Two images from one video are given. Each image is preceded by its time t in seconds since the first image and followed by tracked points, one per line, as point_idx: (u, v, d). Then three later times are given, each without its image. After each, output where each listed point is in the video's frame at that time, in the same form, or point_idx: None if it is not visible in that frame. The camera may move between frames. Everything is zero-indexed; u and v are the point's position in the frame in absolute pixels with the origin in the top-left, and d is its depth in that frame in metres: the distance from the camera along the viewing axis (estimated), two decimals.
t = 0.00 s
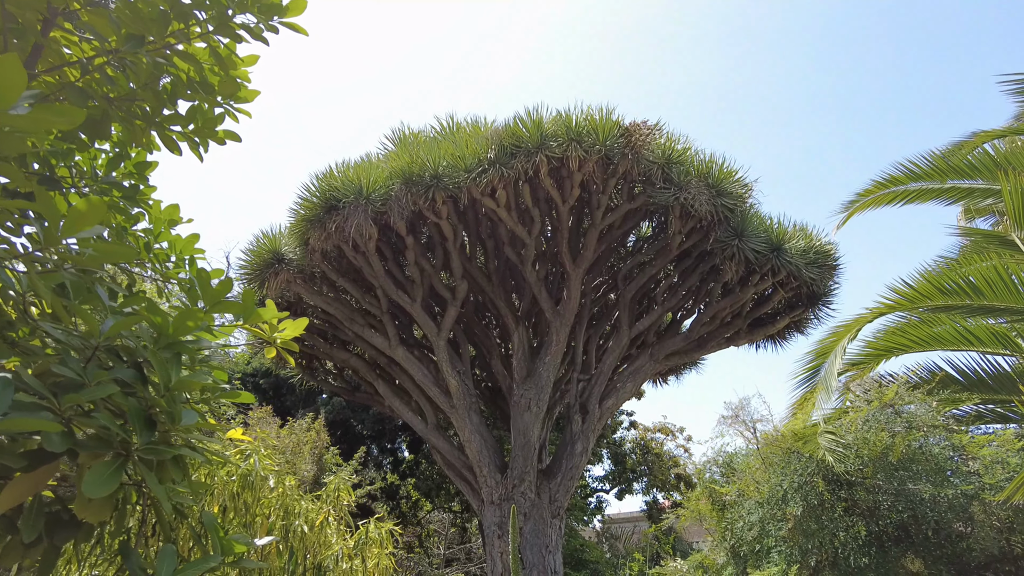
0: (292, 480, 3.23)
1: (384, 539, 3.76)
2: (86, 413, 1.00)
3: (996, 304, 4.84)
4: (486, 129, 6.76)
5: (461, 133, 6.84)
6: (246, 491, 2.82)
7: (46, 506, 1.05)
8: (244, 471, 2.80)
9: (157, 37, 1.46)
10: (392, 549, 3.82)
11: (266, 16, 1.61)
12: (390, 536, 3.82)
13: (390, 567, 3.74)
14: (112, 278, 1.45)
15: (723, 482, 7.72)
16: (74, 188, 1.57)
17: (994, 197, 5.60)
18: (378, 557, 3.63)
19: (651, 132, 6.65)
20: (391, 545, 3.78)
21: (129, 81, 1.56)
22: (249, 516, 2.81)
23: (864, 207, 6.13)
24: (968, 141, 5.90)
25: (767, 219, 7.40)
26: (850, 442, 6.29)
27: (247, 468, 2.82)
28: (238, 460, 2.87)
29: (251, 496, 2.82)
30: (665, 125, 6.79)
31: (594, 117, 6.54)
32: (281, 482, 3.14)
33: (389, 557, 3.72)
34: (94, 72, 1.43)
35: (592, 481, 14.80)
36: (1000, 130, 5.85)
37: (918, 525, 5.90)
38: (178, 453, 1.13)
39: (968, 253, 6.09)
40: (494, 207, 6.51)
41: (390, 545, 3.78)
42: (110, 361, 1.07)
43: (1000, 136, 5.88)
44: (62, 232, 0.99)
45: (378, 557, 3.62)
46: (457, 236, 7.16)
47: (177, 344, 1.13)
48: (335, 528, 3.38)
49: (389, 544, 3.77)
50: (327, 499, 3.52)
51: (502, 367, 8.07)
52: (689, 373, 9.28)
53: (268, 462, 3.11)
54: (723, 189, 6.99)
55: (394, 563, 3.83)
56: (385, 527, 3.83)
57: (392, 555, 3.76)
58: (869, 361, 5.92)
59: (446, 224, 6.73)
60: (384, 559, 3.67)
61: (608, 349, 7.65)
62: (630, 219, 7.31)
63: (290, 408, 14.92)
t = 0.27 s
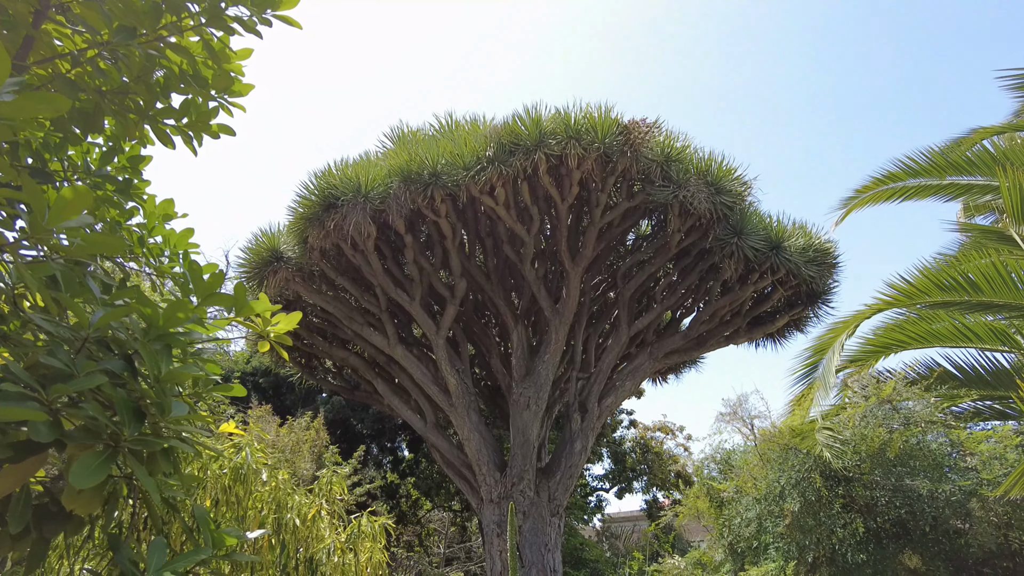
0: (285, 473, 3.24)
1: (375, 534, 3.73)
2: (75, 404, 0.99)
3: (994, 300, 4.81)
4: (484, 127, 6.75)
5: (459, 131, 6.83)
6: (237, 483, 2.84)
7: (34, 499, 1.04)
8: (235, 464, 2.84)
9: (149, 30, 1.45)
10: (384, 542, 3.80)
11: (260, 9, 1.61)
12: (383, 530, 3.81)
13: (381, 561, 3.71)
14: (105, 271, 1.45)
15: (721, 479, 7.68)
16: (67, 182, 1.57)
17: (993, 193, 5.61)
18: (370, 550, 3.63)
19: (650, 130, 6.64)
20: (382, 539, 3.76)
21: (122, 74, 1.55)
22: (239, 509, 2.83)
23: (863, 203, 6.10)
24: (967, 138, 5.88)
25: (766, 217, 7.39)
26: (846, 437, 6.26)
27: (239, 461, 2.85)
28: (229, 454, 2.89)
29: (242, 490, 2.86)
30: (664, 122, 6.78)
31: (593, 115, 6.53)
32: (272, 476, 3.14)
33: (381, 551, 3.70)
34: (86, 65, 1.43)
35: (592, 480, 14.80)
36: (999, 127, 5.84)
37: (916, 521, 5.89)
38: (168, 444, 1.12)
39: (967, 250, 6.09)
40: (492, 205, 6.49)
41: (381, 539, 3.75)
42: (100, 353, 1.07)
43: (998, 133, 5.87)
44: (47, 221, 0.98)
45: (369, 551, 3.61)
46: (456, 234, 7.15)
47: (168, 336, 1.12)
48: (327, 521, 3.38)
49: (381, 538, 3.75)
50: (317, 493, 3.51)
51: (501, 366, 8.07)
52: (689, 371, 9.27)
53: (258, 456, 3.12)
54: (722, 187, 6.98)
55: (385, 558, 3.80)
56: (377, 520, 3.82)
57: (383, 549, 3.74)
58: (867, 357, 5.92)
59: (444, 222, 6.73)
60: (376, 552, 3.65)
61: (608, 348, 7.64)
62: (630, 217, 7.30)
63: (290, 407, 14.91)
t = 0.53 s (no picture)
0: (279, 462, 3.23)
1: (369, 524, 3.73)
2: (63, 390, 0.99)
3: (993, 292, 4.80)
4: (484, 121, 6.73)
5: (458, 125, 6.81)
6: (230, 472, 2.84)
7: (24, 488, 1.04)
8: (229, 452, 2.84)
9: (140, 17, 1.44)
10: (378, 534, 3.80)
11: None
12: (377, 521, 3.81)
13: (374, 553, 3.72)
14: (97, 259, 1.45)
15: (719, 472, 7.63)
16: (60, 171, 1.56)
17: (993, 185, 5.60)
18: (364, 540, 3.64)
19: (650, 124, 6.62)
20: (376, 530, 3.76)
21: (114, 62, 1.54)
22: (232, 498, 2.82)
23: (862, 195, 6.07)
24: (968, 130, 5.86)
25: (766, 212, 7.37)
26: (845, 429, 6.26)
27: (232, 450, 2.85)
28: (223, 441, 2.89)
29: (236, 478, 2.86)
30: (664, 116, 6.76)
31: (592, 109, 6.51)
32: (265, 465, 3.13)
33: (375, 543, 3.70)
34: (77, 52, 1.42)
35: (592, 476, 14.82)
36: (1000, 119, 5.82)
37: (914, 514, 5.94)
38: (159, 431, 1.12)
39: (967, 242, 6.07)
40: (492, 199, 6.48)
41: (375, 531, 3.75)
42: (91, 339, 1.07)
43: (999, 125, 5.84)
44: (33, 203, 0.98)
45: (363, 541, 3.61)
46: (456, 229, 7.14)
47: (158, 323, 1.12)
48: (321, 510, 3.38)
49: (375, 530, 3.75)
50: (311, 482, 3.51)
51: (501, 361, 8.06)
52: (689, 366, 9.27)
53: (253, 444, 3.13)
54: (722, 181, 6.97)
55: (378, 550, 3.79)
56: (371, 510, 3.83)
57: (377, 541, 3.73)
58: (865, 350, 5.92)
59: (444, 216, 6.72)
60: (370, 543, 3.66)
61: (607, 343, 7.64)
62: (629, 212, 7.28)
63: (290, 403, 14.91)
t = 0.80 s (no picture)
0: (271, 451, 3.22)
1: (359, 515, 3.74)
2: (46, 376, 0.97)
3: (996, 284, 4.78)
4: (483, 113, 6.70)
5: (457, 117, 6.78)
6: (219, 461, 2.85)
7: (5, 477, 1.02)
8: (218, 442, 2.84)
9: None
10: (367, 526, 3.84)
11: None
12: (367, 513, 3.85)
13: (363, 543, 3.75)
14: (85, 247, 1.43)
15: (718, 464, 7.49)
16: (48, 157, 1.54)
17: (994, 176, 5.56)
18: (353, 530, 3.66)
19: (650, 116, 6.59)
20: (366, 522, 3.79)
21: (103, 47, 1.52)
22: (221, 488, 2.83)
23: (863, 186, 6.03)
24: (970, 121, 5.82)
25: (767, 205, 7.33)
26: (844, 420, 6.23)
27: (220, 440, 2.85)
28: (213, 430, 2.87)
29: (224, 467, 2.87)
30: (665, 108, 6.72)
31: (592, 101, 6.46)
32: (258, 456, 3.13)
33: (365, 534, 3.73)
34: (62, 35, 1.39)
35: (592, 470, 14.84)
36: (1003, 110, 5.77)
37: (914, 507, 5.92)
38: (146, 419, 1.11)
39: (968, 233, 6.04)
40: (491, 191, 6.45)
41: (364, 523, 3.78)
42: (75, 325, 1.05)
43: (1003, 115, 5.79)
44: (11, 184, 0.96)
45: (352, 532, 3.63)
46: (455, 222, 7.11)
47: (144, 309, 1.11)
48: (312, 500, 3.37)
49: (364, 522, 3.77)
50: (302, 471, 3.49)
51: (500, 354, 8.05)
52: (688, 360, 9.25)
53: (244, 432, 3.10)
54: (723, 174, 6.93)
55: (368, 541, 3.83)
56: (360, 500, 3.84)
57: (367, 532, 3.76)
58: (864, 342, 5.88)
59: (443, 209, 6.69)
60: (359, 535, 3.68)
61: (607, 336, 7.62)
62: (630, 205, 7.25)
63: (290, 396, 14.91)
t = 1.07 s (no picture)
0: (256, 441, 3.21)
1: (345, 505, 3.72)
2: (16, 359, 0.93)
3: (1000, 274, 4.77)
4: (482, 106, 6.65)
5: (456, 110, 6.72)
6: (201, 449, 2.81)
7: None
8: (199, 428, 2.80)
9: None
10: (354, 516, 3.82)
11: None
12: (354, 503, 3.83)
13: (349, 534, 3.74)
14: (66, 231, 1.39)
15: (718, 458, 7.43)
16: (30, 139, 1.51)
17: (999, 165, 5.50)
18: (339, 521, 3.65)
19: (650, 108, 6.53)
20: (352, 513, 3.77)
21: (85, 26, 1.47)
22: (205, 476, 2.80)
23: (864, 176, 6.01)
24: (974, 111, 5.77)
25: (768, 198, 7.29)
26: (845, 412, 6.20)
27: (202, 427, 2.80)
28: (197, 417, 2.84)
29: (206, 455, 2.83)
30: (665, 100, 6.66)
31: (592, 93, 6.41)
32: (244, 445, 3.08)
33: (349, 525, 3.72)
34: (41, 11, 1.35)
35: (593, 465, 14.82)
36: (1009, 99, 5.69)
37: (916, 500, 5.88)
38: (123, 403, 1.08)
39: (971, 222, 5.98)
40: (490, 185, 6.41)
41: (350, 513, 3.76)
42: (48, 307, 1.01)
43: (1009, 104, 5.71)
44: None
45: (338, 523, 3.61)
46: (454, 216, 7.07)
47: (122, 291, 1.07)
48: (298, 490, 3.36)
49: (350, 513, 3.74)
50: (290, 460, 3.45)
51: (500, 349, 8.01)
52: (688, 355, 9.21)
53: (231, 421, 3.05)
54: (723, 167, 6.88)
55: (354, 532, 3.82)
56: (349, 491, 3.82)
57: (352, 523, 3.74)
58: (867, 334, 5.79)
59: (442, 203, 6.65)
60: (344, 526, 3.66)
61: (607, 331, 7.58)
62: (629, 198, 7.21)
63: (290, 391, 14.89)
